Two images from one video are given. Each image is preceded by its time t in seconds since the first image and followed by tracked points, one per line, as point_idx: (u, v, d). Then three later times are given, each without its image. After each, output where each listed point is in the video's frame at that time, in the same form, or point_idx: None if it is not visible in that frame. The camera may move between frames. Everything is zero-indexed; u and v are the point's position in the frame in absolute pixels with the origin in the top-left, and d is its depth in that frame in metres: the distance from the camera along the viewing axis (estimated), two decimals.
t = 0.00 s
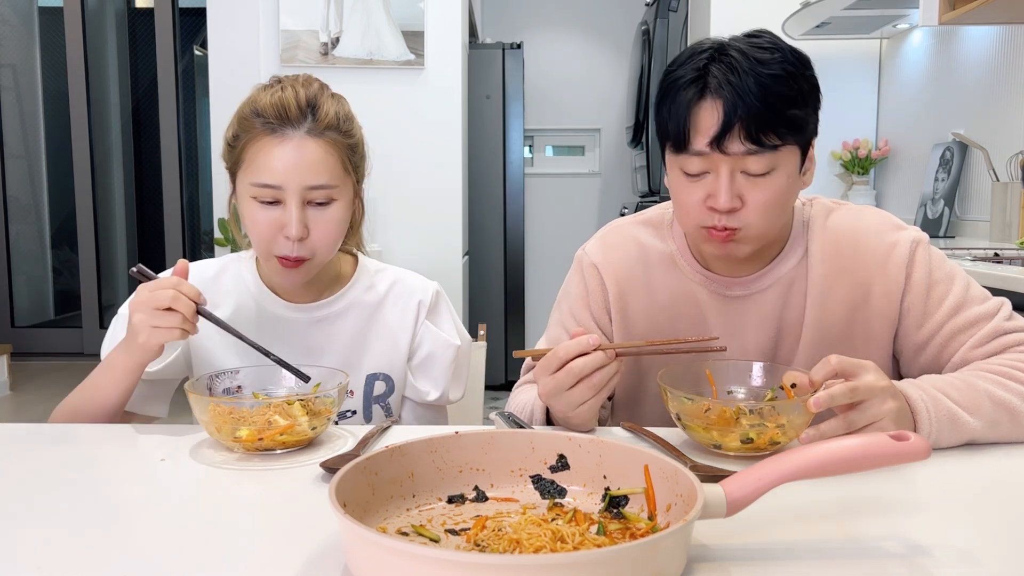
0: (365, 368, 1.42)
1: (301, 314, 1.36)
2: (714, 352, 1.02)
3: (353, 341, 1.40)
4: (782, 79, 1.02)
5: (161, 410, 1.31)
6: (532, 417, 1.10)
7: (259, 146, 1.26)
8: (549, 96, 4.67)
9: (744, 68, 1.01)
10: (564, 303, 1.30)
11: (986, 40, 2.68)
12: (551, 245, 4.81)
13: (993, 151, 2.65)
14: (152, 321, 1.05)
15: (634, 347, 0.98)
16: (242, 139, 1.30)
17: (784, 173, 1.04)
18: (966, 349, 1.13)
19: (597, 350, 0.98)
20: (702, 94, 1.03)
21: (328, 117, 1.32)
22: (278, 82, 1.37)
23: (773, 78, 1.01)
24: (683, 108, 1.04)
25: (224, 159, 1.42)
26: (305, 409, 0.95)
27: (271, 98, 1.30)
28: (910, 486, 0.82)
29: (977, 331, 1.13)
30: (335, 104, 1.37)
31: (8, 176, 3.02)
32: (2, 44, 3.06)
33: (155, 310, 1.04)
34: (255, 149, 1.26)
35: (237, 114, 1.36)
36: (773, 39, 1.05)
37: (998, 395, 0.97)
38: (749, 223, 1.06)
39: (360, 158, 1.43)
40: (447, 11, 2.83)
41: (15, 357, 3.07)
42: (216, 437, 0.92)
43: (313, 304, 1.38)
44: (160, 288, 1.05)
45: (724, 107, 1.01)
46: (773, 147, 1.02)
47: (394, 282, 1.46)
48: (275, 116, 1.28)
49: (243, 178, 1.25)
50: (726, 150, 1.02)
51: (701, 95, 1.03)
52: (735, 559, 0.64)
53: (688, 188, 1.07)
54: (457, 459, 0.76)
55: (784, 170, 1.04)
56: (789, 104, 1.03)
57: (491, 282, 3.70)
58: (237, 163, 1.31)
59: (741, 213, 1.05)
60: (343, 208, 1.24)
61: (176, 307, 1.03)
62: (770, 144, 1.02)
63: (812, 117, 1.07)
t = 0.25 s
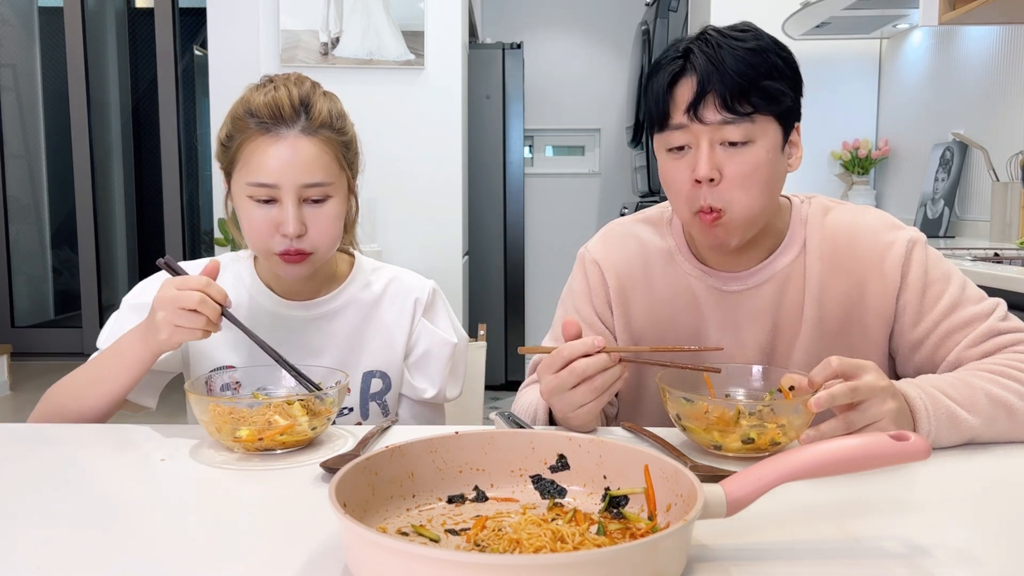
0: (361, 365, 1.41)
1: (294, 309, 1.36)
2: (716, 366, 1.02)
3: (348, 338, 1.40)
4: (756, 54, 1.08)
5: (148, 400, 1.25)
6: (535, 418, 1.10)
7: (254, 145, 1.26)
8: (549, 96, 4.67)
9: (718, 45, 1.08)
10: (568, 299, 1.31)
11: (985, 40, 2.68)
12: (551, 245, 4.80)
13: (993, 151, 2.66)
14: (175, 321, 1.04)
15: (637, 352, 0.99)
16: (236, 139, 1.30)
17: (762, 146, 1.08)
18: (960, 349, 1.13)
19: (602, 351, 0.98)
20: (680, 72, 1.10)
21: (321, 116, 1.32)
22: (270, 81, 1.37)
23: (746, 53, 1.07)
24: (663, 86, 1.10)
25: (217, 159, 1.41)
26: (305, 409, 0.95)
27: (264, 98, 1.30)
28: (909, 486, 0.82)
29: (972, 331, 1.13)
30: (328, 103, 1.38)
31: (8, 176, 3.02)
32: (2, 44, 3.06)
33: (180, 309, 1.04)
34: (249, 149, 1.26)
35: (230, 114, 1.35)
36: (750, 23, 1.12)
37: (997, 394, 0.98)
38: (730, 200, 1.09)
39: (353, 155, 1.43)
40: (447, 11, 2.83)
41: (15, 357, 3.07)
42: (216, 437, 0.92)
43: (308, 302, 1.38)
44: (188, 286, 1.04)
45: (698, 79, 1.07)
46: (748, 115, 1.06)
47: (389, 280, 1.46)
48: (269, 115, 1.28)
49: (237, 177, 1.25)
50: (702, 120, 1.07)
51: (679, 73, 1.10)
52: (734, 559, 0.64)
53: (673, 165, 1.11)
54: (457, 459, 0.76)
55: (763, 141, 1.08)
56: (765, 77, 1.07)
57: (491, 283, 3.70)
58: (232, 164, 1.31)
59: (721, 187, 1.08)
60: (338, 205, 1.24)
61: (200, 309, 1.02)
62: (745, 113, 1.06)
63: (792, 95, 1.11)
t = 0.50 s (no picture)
0: (363, 366, 1.42)
1: (296, 309, 1.36)
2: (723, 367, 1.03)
3: (350, 339, 1.40)
4: (734, 42, 1.11)
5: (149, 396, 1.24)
6: (535, 419, 1.10)
7: (257, 144, 1.26)
8: (549, 96, 4.67)
9: (697, 36, 1.13)
10: (568, 299, 1.31)
11: (985, 40, 2.68)
12: (551, 245, 4.80)
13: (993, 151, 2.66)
14: (176, 328, 1.04)
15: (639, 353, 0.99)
16: (239, 139, 1.30)
17: (747, 126, 1.10)
18: (954, 349, 1.13)
19: (606, 353, 0.99)
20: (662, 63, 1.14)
21: (324, 115, 1.32)
22: (273, 82, 1.37)
23: (724, 41, 1.11)
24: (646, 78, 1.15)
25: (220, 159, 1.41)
26: (305, 409, 0.95)
27: (267, 98, 1.30)
28: (909, 486, 0.82)
29: (966, 331, 1.13)
30: (331, 103, 1.37)
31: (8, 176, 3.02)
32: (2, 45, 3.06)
33: (180, 318, 1.03)
34: (252, 148, 1.26)
35: (233, 114, 1.35)
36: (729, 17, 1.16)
37: (996, 393, 0.98)
38: (721, 173, 1.10)
39: (356, 155, 1.43)
40: (447, 11, 2.83)
41: (15, 357, 3.07)
42: (216, 437, 0.92)
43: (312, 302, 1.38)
44: (187, 293, 1.04)
45: (678, 67, 1.11)
46: (727, 96, 1.10)
47: (393, 281, 1.46)
48: (272, 114, 1.28)
49: (240, 176, 1.25)
50: (684, 105, 1.11)
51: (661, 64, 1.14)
52: (734, 558, 0.64)
53: (661, 153, 1.14)
54: (457, 459, 0.76)
55: (747, 121, 1.11)
56: (744, 61, 1.11)
57: (491, 283, 3.70)
58: (236, 163, 1.31)
59: (710, 164, 1.10)
60: (341, 205, 1.24)
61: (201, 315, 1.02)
62: (725, 95, 1.10)
63: (774, 81, 1.14)
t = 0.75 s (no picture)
0: (366, 368, 1.42)
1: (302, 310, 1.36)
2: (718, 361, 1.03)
3: (353, 340, 1.40)
4: (724, 36, 1.12)
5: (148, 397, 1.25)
6: (536, 419, 1.10)
7: (264, 144, 1.26)
8: (549, 96, 4.67)
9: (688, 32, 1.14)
10: (570, 300, 1.31)
11: (985, 40, 2.68)
12: (551, 245, 4.80)
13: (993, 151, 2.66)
14: (150, 331, 1.04)
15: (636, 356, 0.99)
16: (246, 138, 1.30)
17: (737, 118, 1.10)
18: (952, 349, 1.13)
19: (601, 356, 0.99)
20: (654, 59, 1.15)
21: (332, 116, 1.32)
22: (282, 81, 1.37)
23: (714, 35, 1.12)
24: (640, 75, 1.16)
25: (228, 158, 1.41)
26: (306, 409, 0.95)
27: (276, 98, 1.30)
28: (909, 486, 0.82)
29: (963, 330, 1.13)
30: (339, 104, 1.37)
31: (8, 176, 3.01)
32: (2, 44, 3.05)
33: (154, 322, 1.04)
34: (259, 148, 1.26)
35: (241, 113, 1.35)
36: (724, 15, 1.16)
37: (996, 393, 0.98)
38: (716, 166, 1.10)
39: (362, 156, 1.43)
40: (447, 11, 2.83)
41: (16, 357, 3.06)
42: (216, 437, 0.92)
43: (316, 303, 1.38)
44: (152, 296, 1.04)
45: (668, 63, 1.12)
46: (717, 90, 1.10)
47: (396, 282, 1.46)
48: (280, 115, 1.28)
49: (246, 175, 1.25)
50: (675, 99, 1.12)
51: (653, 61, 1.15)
52: (734, 559, 0.64)
53: (656, 147, 1.14)
54: (457, 459, 0.76)
55: (739, 113, 1.11)
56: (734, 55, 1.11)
57: (491, 283, 3.70)
58: (242, 162, 1.31)
59: (704, 158, 1.10)
60: (346, 206, 1.24)
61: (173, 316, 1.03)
62: (715, 88, 1.10)
63: (765, 76, 1.14)
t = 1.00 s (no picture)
0: (369, 369, 1.41)
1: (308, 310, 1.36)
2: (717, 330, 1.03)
3: (356, 340, 1.40)
4: (735, 34, 1.12)
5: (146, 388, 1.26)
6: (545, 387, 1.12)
7: (271, 143, 1.26)
8: (549, 96, 4.67)
9: (701, 28, 1.14)
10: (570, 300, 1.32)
11: (985, 40, 2.68)
12: (551, 245, 4.80)
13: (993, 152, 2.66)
14: (166, 299, 1.06)
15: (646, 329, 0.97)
16: (253, 137, 1.30)
17: (745, 117, 1.11)
18: (953, 350, 1.13)
19: (613, 322, 0.95)
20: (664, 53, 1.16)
21: (339, 116, 1.32)
22: (289, 81, 1.37)
23: (726, 33, 1.12)
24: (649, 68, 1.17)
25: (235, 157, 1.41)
26: (306, 409, 0.95)
27: (283, 98, 1.30)
28: (909, 486, 0.82)
29: (964, 332, 1.14)
30: (346, 104, 1.37)
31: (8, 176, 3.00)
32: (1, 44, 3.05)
33: (173, 288, 1.06)
34: (266, 147, 1.26)
35: (249, 112, 1.35)
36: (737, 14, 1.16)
37: (995, 393, 0.98)
38: (721, 163, 1.10)
39: (369, 157, 1.43)
40: (447, 11, 2.83)
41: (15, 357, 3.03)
42: (216, 437, 0.92)
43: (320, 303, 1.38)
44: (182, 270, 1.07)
45: (677, 58, 1.13)
46: (725, 87, 1.10)
47: (400, 284, 1.46)
48: (287, 113, 1.28)
49: (253, 174, 1.25)
50: (684, 94, 1.12)
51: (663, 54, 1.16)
52: (734, 559, 0.64)
53: (662, 142, 1.15)
54: (457, 459, 0.76)
55: (745, 112, 1.11)
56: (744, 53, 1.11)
57: (491, 283, 3.70)
58: (249, 160, 1.31)
59: (709, 154, 1.10)
60: (352, 206, 1.24)
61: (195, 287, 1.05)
62: (723, 85, 1.10)
63: (774, 75, 1.14)
